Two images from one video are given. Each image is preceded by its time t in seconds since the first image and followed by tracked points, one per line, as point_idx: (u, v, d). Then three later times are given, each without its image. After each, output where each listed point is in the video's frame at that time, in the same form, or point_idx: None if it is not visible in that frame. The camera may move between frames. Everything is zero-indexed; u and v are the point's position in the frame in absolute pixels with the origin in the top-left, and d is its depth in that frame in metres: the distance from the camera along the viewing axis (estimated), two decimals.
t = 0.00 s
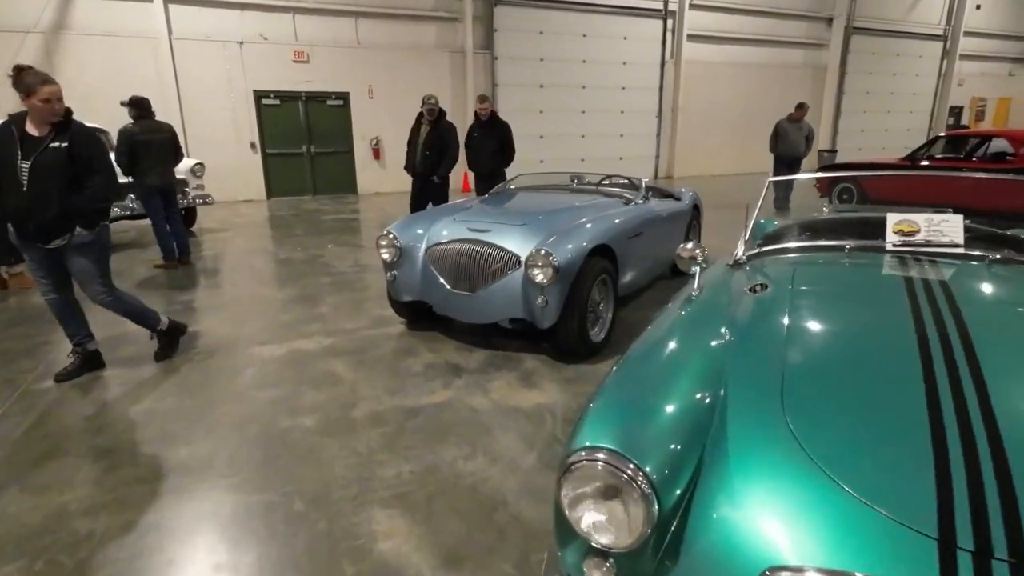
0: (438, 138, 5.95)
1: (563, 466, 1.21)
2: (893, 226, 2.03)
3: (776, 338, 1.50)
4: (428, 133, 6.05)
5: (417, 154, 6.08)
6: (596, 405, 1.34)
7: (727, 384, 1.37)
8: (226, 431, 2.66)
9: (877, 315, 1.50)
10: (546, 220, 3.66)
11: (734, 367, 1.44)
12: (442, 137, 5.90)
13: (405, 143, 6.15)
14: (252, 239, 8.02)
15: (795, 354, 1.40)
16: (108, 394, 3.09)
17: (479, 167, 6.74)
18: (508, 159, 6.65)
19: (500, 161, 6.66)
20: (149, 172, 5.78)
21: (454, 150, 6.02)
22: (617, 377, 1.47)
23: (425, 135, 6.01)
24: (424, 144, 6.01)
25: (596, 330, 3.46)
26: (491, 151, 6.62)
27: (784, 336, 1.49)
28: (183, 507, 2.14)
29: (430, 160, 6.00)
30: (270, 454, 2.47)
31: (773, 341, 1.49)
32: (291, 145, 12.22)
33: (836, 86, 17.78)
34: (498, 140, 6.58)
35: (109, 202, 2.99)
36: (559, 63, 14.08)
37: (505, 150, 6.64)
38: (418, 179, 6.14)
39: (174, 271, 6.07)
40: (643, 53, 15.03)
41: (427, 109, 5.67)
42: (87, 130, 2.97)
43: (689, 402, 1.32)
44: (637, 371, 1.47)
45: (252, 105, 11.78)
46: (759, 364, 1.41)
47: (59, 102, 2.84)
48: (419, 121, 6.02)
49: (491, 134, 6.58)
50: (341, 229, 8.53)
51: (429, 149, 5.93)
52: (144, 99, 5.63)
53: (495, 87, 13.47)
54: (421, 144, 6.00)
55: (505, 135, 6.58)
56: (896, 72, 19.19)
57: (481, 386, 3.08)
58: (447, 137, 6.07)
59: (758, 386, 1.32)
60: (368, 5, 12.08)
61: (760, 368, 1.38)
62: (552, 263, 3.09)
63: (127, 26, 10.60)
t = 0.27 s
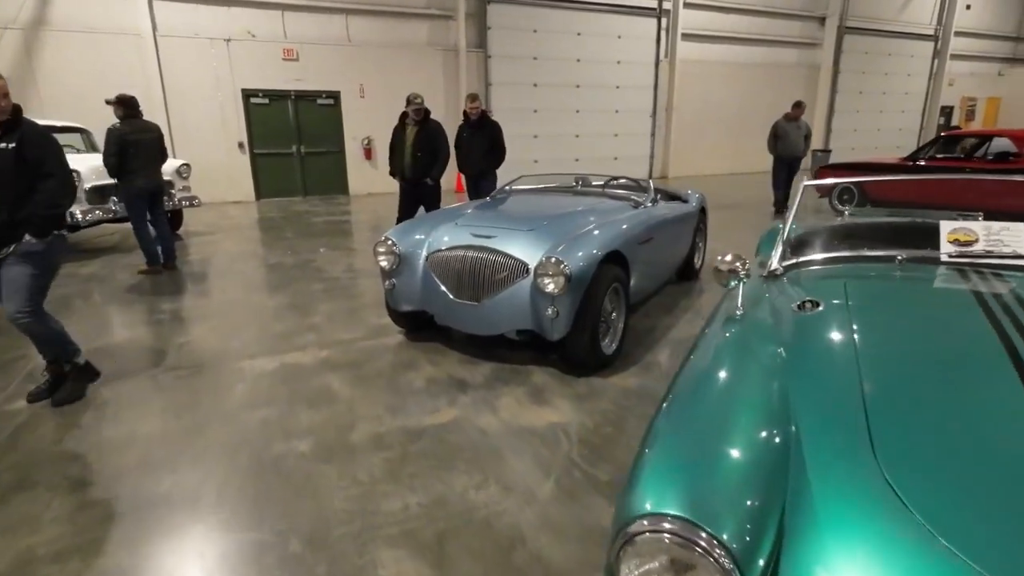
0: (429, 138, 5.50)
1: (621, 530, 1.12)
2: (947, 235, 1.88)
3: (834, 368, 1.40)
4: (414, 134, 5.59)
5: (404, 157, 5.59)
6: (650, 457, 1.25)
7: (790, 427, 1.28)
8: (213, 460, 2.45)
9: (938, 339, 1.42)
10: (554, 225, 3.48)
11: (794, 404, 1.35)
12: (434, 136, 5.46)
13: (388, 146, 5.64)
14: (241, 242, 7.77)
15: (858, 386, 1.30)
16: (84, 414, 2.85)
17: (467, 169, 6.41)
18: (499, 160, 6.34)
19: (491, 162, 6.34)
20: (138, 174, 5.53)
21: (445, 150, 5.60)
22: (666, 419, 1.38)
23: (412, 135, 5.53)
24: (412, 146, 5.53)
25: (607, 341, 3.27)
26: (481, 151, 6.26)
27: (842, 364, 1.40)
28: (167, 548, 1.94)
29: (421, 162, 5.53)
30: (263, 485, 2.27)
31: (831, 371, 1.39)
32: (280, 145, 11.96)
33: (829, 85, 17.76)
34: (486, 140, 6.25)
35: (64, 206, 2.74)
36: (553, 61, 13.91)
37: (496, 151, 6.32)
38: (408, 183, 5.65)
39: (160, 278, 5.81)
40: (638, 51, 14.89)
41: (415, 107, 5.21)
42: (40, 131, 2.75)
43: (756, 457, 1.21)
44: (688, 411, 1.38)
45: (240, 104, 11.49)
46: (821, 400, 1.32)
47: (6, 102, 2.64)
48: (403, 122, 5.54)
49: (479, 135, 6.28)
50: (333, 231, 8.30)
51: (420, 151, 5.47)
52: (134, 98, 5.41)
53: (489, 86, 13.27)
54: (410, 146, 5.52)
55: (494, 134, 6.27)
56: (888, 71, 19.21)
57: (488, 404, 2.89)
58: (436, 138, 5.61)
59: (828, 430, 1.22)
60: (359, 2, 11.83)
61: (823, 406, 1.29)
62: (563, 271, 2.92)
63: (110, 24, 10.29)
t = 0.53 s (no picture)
0: (413, 137, 4.85)
1: None
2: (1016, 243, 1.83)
3: (909, 397, 1.35)
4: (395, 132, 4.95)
5: (386, 158, 4.96)
6: (725, 514, 1.22)
7: (869, 469, 1.24)
8: (195, 491, 2.22)
9: (1012, 356, 1.37)
10: (561, 229, 3.29)
11: (869, 442, 1.30)
12: (419, 134, 4.83)
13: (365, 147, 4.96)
14: (228, 246, 7.50)
15: (939, 424, 1.25)
16: (54, 437, 2.62)
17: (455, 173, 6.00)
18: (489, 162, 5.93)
19: (481, 165, 5.94)
20: (120, 175, 5.27)
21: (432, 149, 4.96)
22: (736, 463, 1.35)
23: (393, 134, 4.89)
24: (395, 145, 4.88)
25: (619, 352, 3.07)
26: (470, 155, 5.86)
27: (914, 393, 1.35)
28: None
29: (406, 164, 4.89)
30: (249, 520, 2.04)
31: (904, 402, 1.35)
32: (270, 145, 11.68)
33: (824, 86, 17.70)
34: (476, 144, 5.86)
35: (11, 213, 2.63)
36: (547, 60, 13.72)
37: (489, 156, 5.97)
38: (392, 187, 5.02)
39: (143, 283, 5.55)
40: (632, 51, 14.74)
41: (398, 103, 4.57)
42: None
43: (840, 509, 1.17)
44: (758, 454, 1.34)
45: (228, 103, 11.20)
46: (898, 439, 1.27)
47: None
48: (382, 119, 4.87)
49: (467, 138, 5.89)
50: (324, 234, 8.06)
51: (405, 151, 4.84)
52: (115, 95, 5.12)
53: (482, 85, 13.07)
54: (392, 145, 4.88)
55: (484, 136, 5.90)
56: (882, 72, 19.20)
57: (494, 422, 2.68)
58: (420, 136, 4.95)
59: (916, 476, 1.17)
60: None
61: (901, 447, 1.25)
62: (574, 279, 2.72)
63: (92, 20, 9.98)
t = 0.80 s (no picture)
0: (394, 136, 4.56)
1: None
2: None
3: (1003, 435, 1.21)
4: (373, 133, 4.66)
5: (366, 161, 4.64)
6: None
7: (970, 510, 1.08)
8: (173, 534, 2.01)
9: None
10: (566, 238, 3.11)
11: (961, 480, 1.15)
12: (399, 132, 4.55)
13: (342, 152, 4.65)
14: (211, 250, 7.22)
15: None
16: (16, 471, 2.38)
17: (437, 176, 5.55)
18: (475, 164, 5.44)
19: (467, 167, 5.48)
20: (92, 180, 5.01)
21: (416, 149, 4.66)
22: (815, 513, 1.17)
23: (371, 135, 4.59)
24: (375, 146, 4.57)
25: (629, 368, 2.89)
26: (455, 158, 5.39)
27: (1009, 432, 1.21)
28: None
29: (388, 165, 4.57)
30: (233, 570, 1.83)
31: (998, 440, 1.20)
32: (254, 146, 11.38)
33: (813, 86, 17.71)
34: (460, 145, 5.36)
35: None
36: (538, 59, 13.54)
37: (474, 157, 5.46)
38: (375, 192, 4.68)
39: (120, 292, 5.28)
40: (623, 50, 14.58)
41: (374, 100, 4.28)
42: None
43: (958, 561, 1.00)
44: (833, 499, 1.17)
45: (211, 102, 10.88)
46: (1001, 482, 1.12)
47: None
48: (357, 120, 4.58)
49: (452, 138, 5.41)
50: (311, 237, 7.82)
51: (386, 151, 4.53)
52: (84, 95, 4.86)
53: (472, 85, 12.86)
54: (372, 147, 4.57)
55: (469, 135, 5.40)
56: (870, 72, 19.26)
57: (500, 448, 2.49)
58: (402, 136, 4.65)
59: None
60: None
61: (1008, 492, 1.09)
62: (583, 293, 2.53)
63: (68, 16, 9.61)
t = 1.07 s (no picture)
0: (373, 132, 4.33)
1: None
2: None
3: None
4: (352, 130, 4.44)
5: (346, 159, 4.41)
6: None
7: None
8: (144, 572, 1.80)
9: None
10: (567, 239, 2.94)
11: None
12: (381, 127, 4.33)
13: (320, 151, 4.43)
14: (187, 251, 6.92)
15: None
16: None
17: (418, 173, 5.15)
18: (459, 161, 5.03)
19: (449, 165, 5.06)
20: (52, 178, 4.69)
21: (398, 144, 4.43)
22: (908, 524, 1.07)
23: (351, 132, 4.36)
24: (355, 143, 4.34)
25: (636, 377, 2.73)
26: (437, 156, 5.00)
27: None
28: None
29: (370, 162, 4.34)
30: None
31: None
32: (231, 142, 11.02)
33: (795, 83, 17.79)
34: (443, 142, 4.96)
35: None
36: (522, 55, 13.34)
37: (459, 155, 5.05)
38: (357, 191, 4.44)
39: (89, 297, 5.00)
40: (608, 46, 14.46)
41: (353, 94, 4.04)
42: None
43: None
44: (925, 506, 1.07)
45: (185, 98, 10.50)
46: None
47: None
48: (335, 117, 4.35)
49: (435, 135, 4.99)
50: (292, 237, 7.55)
51: (367, 148, 4.30)
52: (37, 86, 4.53)
53: (455, 81, 12.63)
54: (351, 144, 4.34)
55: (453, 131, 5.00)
56: (850, 69, 19.41)
57: (503, 465, 2.32)
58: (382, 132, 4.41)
59: None
60: None
61: None
62: (591, 299, 2.36)
63: (32, 6, 9.17)
